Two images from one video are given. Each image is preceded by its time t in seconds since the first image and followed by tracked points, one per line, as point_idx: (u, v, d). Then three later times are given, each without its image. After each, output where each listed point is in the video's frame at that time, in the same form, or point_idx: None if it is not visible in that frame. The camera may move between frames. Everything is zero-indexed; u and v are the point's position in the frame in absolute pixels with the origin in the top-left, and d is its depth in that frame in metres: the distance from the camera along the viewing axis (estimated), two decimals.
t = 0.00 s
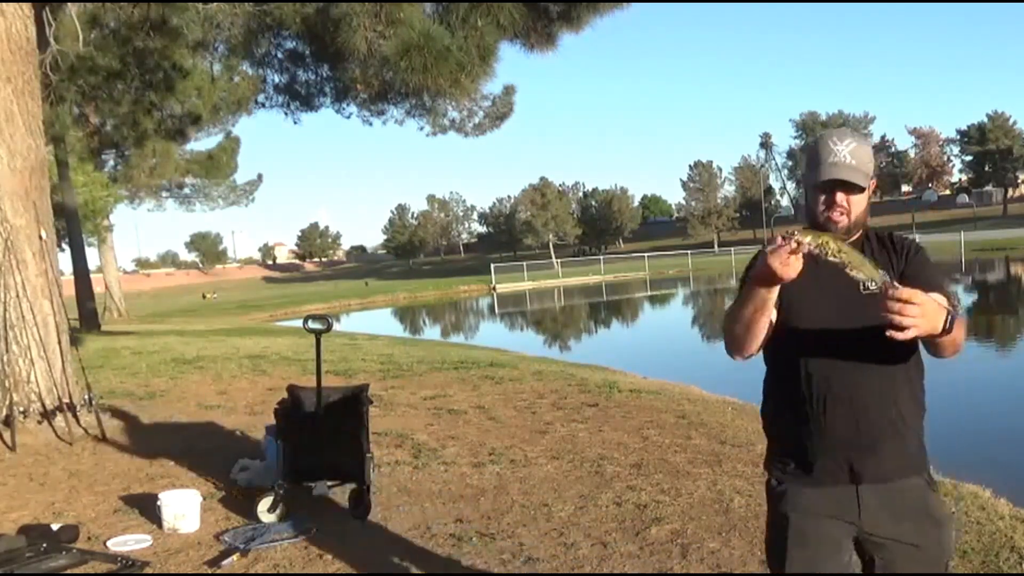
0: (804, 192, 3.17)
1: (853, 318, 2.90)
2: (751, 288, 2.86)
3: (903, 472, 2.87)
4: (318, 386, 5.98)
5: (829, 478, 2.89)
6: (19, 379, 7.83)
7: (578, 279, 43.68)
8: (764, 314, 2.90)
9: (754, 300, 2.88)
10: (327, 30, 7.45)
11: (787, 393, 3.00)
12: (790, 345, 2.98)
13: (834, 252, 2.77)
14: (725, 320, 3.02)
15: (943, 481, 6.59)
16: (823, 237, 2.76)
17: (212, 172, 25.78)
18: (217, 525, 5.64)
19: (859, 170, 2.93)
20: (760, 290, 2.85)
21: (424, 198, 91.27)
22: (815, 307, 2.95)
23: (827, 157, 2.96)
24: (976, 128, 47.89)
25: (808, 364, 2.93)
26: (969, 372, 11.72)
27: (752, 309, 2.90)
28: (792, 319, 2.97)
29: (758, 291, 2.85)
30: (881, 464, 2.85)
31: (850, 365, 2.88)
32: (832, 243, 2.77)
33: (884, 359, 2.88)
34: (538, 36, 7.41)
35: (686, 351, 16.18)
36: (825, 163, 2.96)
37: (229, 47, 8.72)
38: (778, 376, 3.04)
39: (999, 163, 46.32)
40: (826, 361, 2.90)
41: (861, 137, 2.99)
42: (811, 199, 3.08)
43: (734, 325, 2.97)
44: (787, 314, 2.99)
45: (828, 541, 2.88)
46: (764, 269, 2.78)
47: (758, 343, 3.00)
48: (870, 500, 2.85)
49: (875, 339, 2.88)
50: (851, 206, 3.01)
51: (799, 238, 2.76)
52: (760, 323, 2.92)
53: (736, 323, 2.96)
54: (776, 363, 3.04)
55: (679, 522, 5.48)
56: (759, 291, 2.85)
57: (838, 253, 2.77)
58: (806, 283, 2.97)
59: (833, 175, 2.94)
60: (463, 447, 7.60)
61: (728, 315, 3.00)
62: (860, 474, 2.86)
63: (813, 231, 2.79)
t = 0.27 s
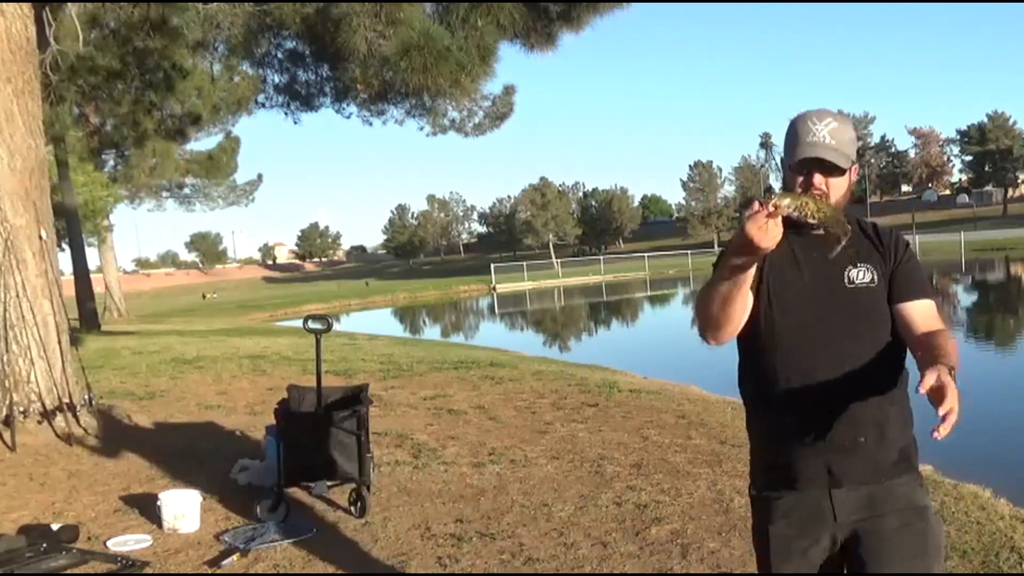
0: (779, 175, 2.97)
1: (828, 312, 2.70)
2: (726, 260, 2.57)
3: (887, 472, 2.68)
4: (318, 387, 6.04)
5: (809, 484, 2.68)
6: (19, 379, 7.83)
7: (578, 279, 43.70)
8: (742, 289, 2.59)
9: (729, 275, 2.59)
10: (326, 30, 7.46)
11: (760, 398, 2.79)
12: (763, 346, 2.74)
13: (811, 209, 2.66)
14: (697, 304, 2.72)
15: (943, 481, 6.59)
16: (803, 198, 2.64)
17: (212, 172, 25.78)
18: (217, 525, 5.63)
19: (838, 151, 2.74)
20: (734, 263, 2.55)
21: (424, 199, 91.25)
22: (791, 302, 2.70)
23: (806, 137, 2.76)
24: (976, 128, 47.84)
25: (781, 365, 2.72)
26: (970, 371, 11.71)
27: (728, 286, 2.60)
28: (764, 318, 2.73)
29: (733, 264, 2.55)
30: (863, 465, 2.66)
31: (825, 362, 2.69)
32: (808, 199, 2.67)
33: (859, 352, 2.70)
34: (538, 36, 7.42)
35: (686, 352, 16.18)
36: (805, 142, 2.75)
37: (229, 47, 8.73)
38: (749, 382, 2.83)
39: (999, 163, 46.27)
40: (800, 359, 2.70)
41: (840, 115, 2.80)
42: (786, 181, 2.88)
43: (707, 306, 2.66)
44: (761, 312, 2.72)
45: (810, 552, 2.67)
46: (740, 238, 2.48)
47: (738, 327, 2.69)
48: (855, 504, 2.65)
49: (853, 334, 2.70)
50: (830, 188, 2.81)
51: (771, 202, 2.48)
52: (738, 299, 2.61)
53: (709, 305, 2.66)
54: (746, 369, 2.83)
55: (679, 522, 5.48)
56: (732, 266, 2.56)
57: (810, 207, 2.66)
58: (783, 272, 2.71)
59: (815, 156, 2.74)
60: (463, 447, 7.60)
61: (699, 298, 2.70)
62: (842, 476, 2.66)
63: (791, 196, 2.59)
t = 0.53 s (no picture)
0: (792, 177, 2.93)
1: (839, 332, 2.59)
2: (709, 269, 2.52)
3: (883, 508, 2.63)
4: (317, 386, 6.04)
5: (801, 512, 2.64)
6: (20, 380, 7.83)
7: (578, 279, 43.69)
8: (729, 301, 2.54)
9: (713, 284, 2.53)
10: (327, 31, 7.46)
11: (761, 409, 2.70)
12: (768, 356, 2.64)
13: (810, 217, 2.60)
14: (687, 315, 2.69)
15: (943, 481, 6.59)
16: (790, 197, 2.58)
17: (212, 172, 25.78)
18: (217, 525, 5.64)
19: (849, 150, 2.69)
20: (719, 272, 2.50)
21: (425, 199, 91.17)
22: (800, 315, 2.60)
23: (814, 135, 2.72)
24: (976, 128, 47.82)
25: (785, 382, 2.62)
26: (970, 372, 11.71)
27: (713, 296, 2.55)
28: (772, 329, 2.62)
29: (717, 272, 2.50)
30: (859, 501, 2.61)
31: (832, 386, 2.59)
32: (805, 204, 2.61)
33: (870, 379, 2.60)
34: (538, 36, 7.44)
35: (685, 352, 16.18)
36: (812, 142, 2.72)
37: (229, 47, 8.74)
38: (751, 387, 2.73)
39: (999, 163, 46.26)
40: (806, 380, 2.60)
41: (851, 114, 2.75)
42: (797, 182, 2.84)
43: (696, 317, 2.63)
44: (768, 320, 2.63)
45: None
46: (722, 243, 2.45)
47: (729, 339, 2.63)
48: (842, 543, 2.61)
49: (864, 358, 2.60)
50: (841, 190, 2.75)
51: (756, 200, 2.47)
52: (724, 310, 2.55)
53: (697, 315, 2.63)
54: (751, 372, 2.73)
55: (679, 522, 5.48)
56: (716, 273, 2.51)
57: (809, 213, 2.60)
58: (796, 277, 2.63)
59: (825, 155, 2.70)
60: (463, 447, 7.60)
61: (687, 307, 2.66)
62: (834, 511, 2.61)
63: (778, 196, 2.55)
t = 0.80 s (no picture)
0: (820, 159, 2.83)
1: (875, 334, 2.54)
2: (722, 275, 2.44)
3: (911, 520, 2.57)
4: (318, 386, 5.97)
5: (827, 523, 2.57)
6: (20, 379, 7.83)
7: (578, 280, 43.67)
8: (744, 308, 2.46)
9: (726, 291, 2.46)
10: (326, 31, 7.45)
11: (787, 415, 2.64)
12: (798, 359, 2.59)
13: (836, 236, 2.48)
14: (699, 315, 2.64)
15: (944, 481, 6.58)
16: (814, 209, 2.42)
17: (212, 172, 25.78)
18: (217, 525, 5.64)
19: (885, 129, 2.59)
20: (731, 278, 2.42)
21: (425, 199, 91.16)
22: (832, 316, 2.55)
23: (847, 112, 2.63)
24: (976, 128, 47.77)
25: (816, 387, 2.56)
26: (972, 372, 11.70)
27: (725, 300, 2.48)
28: (802, 330, 2.57)
29: (730, 280, 2.42)
30: (889, 513, 2.55)
31: (866, 392, 2.53)
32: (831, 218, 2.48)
33: (906, 385, 2.54)
34: (538, 36, 7.45)
35: (686, 352, 16.17)
36: (845, 117, 2.62)
37: (229, 47, 8.77)
38: (776, 392, 2.67)
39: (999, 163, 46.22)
40: (839, 385, 2.54)
41: (889, 92, 2.65)
42: (826, 164, 2.74)
43: (705, 320, 2.58)
44: (799, 320, 2.58)
45: None
46: (736, 250, 2.35)
47: (744, 346, 2.59)
48: (870, 556, 2.54)
49: (900, 364, 2.54)
50: (873, 172, 2.66)
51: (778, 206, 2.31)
52: (739, 315, 2.49)
53: (707, 318, 2.57)
54: (776, 375, 2.67)
55: (679, 522, 5.48)
56: (729, 280, 2.43)
57: (836, 232, 2.49)
58: (830, 275, 2.57)
59: (859, 139, 2.58)
60: (464, 447, 7.61)
61: (699, 308, 2.60)
62: (863, 523, 2.55)
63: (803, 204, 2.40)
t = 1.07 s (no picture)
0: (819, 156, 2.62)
1: (889, 333, 2.34)
2: (723, 281, 2.24)
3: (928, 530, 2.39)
4: (317, 386, 5.97)
5: (842, 540, 2.36)
6: (20, 380, 7.85)
7: (578, 280, 43.68)
8: (747, 320, 2.25)
9: (727, 298, 2.26)
10: (326, 30, 7.45)
11: (793, 425, 2.43)
12: (803, 363, 2.38)
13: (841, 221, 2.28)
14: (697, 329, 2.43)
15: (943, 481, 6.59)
16: (818, 197, 2.25)
17: (211, 172, 25.77)
18: (217, 525, 5.64)
19: (885, 116, 2.40)
20: (733, 283, 2.22)
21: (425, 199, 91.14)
22: (840, 316, 2.34)
23: (842, 101, 2.43)
24: (976, 128, 47.74)
25: (829, 392, 2.35)
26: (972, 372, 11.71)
27: (726, 309, 2.27)
28: (809, 333, 2.36)
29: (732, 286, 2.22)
30: (907, 524, 2.36)
31: (883, 398, 2.33)
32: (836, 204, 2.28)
33: (924, 388, 2.35)
34: (538, 36, 7.45)
35: (686, 352, 16.17)
36: (839, 107, 2.43)
37: (229, 47, 8.79)
38: (781, 400, 2.46)
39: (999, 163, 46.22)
40: (853, 389, 2.33)
41: (888, 76, 2.45)
42: (824, 159, 2.53)
43: (705, 335, 2.36)
44: (804, 321, 2.36)
45: None
46: (737, 249, 2.16)
47: (748, 364, 2.36)
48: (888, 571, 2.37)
49: (917, 365, 2.34)
50: (877, 164, 2.44)
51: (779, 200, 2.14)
52: (740, 329, 2.27)
53: (706, 333, 2.35)
54: (779, 381, 2.46)
55: (679, 522, 5.48)
56: (730, 285, 2.23)
57: (841, 216, 2.27)
58: (832, 270, 2.37)
59: (860, 123, 2.39)
60: (464, 447, 7.61)
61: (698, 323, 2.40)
62: (880, 537, 2.35)
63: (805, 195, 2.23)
